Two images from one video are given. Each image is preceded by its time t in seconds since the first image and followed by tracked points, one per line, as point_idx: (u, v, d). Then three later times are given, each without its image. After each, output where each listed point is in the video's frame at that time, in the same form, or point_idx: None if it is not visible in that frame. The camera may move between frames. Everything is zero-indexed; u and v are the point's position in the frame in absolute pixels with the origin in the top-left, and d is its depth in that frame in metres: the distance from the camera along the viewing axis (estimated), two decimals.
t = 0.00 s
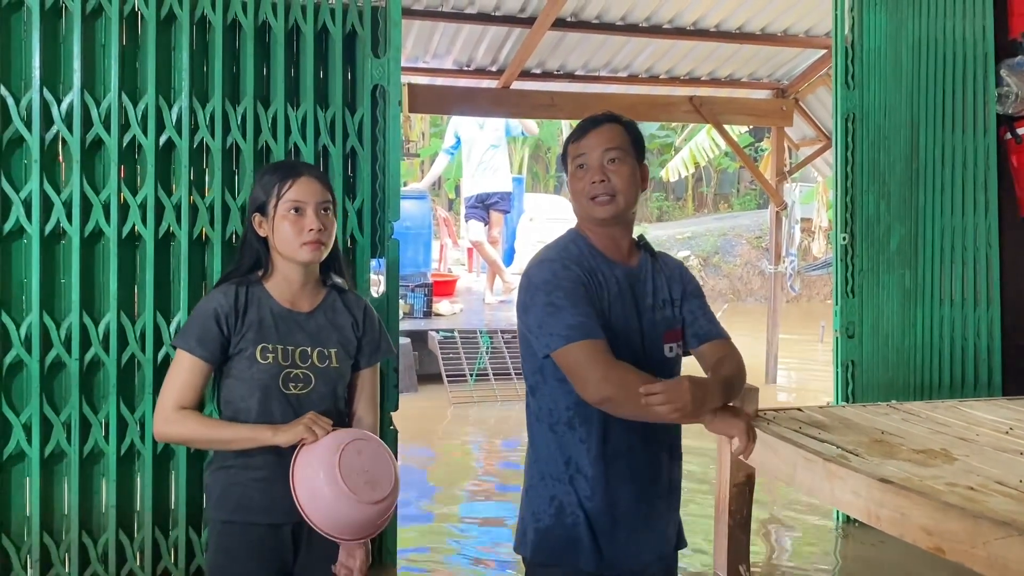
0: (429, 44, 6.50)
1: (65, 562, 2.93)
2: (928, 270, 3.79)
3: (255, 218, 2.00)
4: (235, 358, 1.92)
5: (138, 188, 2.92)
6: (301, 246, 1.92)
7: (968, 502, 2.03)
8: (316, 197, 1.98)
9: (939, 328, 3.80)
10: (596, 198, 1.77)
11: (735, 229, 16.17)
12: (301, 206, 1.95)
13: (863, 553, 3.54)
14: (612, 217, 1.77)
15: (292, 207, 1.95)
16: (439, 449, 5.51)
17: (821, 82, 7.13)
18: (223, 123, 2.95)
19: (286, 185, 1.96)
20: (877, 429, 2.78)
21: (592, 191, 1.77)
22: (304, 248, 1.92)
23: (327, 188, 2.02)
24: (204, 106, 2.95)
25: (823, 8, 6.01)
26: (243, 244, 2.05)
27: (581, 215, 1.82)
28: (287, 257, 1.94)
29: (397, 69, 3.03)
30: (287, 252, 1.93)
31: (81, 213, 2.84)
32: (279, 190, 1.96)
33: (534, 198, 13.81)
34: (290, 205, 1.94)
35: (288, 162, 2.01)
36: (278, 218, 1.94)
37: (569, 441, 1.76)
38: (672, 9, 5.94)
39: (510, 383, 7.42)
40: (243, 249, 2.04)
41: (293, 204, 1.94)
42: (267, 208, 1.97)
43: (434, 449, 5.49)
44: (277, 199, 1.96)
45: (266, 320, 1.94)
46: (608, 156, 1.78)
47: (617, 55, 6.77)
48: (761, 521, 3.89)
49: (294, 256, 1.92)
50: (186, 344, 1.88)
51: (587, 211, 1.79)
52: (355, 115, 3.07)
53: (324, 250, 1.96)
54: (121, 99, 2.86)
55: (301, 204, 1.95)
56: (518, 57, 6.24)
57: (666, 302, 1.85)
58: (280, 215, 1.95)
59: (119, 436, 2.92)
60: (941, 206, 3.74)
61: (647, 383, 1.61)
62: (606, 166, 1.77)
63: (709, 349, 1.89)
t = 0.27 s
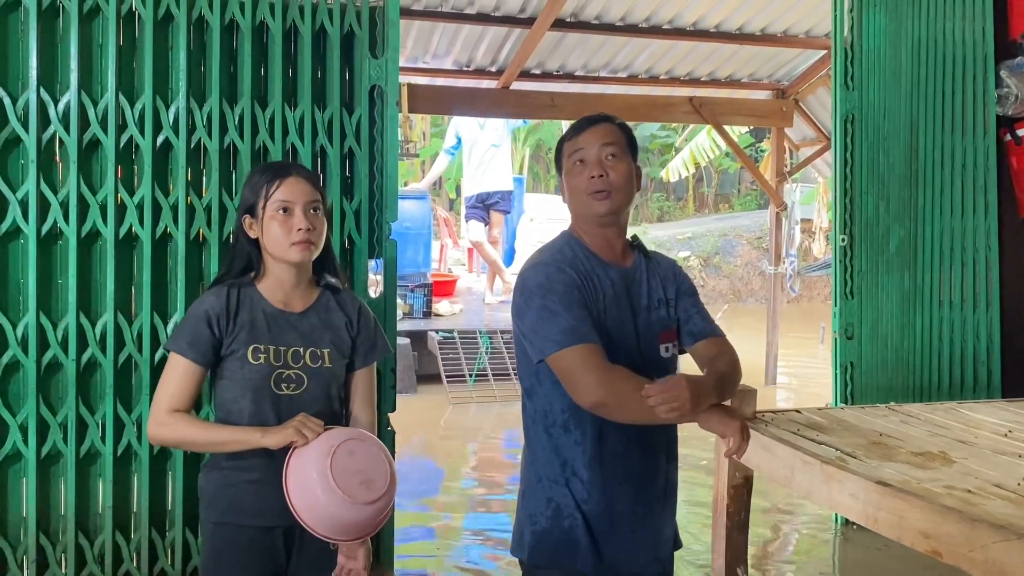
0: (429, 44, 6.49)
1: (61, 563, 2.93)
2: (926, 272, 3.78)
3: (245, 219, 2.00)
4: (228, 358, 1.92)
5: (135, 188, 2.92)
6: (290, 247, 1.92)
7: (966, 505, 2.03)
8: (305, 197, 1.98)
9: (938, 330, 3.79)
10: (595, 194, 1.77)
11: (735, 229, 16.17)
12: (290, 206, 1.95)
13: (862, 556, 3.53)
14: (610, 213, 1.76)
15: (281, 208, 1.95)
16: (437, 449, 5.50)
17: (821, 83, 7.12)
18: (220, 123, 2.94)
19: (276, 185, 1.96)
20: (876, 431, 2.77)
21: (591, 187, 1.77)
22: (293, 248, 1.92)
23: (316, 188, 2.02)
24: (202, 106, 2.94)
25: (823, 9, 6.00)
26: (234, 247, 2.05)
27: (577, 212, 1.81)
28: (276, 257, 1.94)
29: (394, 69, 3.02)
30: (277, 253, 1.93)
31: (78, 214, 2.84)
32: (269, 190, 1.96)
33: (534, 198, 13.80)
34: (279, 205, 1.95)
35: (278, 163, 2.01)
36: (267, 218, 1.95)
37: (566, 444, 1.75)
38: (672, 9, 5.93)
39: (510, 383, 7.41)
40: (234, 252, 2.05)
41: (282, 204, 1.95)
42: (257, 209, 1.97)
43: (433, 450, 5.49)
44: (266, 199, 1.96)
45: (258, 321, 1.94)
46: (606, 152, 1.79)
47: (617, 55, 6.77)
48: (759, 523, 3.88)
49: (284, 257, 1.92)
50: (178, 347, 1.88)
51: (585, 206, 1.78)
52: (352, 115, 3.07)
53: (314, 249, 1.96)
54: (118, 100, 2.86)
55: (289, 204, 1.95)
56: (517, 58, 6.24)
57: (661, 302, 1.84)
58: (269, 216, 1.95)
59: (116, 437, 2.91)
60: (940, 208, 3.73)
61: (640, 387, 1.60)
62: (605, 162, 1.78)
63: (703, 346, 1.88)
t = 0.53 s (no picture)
0: (428, 43, 6.49)
1: (57, 563, 2.93)
2: (925, 272, 3.77)
3: (240, 219, 2.00)
4: (221, 357, 1.92)
5: (132, 187, 2.92)
6: (282, 246, 1.92)
7: (963, 507, 2.02)
8: (298, 196, 1.97)
9: (936, 330, 3.78)
10: (592, 193, 1.76)
11: (734, 229, 16.18)
12: (283, 205, 1.95)
13: (860, 557, 3.52)
14: (607, 212, 1.76)
15: (274, 207, 1.94)
16: (436, 449, 5.49)
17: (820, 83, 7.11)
18: (217, 122, 2.93)
19: (269, 184, 1.96)
20: (874, 432, 2.77)
21: (588, 185, 1.76)
22: (285, 247, 1.92)
23: (310, 187, 2.02)
24: (199, 105, 2.94)
25: (823, 8, 6.00)
26: (228, 246, 2.06)
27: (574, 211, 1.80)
28: (269, 257, 1.94)
29: (392, 69, 3.02)
30: (269, 252, 1.93)
31: (75, 213, 2.83)
32: (262, 190, 1.96)
33: (533, 197, 13.79)
34: (271, 204, 1.94)
35: (271, 162, 2.01)
36: (260, 218, 1.94)
37: (565, 446, 1.75)
38: (671, 9, 5.93)
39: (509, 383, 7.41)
40: (229, 251, 2.05)
41: (274, 204, 1.94)
42: (250, 208, 1.97)
43: (431, 449, 5.48)
44: (260, 198, 1.96)
45: (252, 320, 1.94)
46: (603, 151, 1.78)
47: (616, 55, 6.76)
48: (757, 524, 3.88)
49: (276, 256, 1.92)
50: (171, 347, 1.88)
51: (582, 204, 1.77)
52: (350, 114, 3.06)
53: (307, 249, 1.95)
54: (115, 98, 2.85)
55: (282, 203, 1.95)
56: (516, 57, 6.23)
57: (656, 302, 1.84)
58: (262, 215, 1.95)
59: (112, 436, 2.91)
60: (939, 207, 3.73)
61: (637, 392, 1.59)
62: (602, 160, 1.77)
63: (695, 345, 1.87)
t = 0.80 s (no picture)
0: (426, 40, 6.48)
1: (52, 560, 2.92)
2: (923, 271, 3.77)
3: (235, 214, 2.00)
4: (216, 353, 1.90)
5: (129, 183, 2.90)
6: (275, 242, 1.91)
7: (960, 505, 2.01)
8: (292, 192, 1.96)
9: (933, 329, 3.78)
10: (584, 191, 1.76)
11: (733, 228, 16.19)
12: (276, 201, 1.94)
13: (857, 556, 3.52)
14: (599, 211, 1.75)
15: (268, 202, 1.94)
16: (434, 447, 5.49)
17: (820, 81, 7.11)
18: (214, 118, 2.92)
19: (264, 180, 1.95)
20: (872, 430, 2.76)
21: (580, 184, 1.75)
22: (279, 243, 1.91)
23: (305, 183, 2.01)
24: (196, 101, 2.93)
25: (822, 6, 5.99)
26: (223, 243, 2.06)
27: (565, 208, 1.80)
28: (263, 252, 1.93)
29: (389, 65, 3.01)
30: (263, 248, 1.92)
31: (70, 209, 2.82)
32: (256, 185, 1.95)
33: (532, 196, 13.79)
34: (266, 200, 1.93)
35: (267, 157, 2.00)
36: (254, 213, 1.94)
37: (563, 445, 1.74)
38: (670, 7, 5.92)
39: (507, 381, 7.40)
40: (223, 247, 2.05)
41: (268, 199, 1.94)
42: (245, 204, 1.96)
43: (429, 448, 5.48)
44: (254, 193, 1.95)
45: (247, 316, 1.93)
46: (596, 149, 1.78)
47: (615, 53, 6.75)
48: (755, 523, 3.87)
49: (269, 253, 1.91)
50: (169, 346, 1.87)
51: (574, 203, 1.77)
52: (347, 111, 3.04)
53: (301, 244, 1.94)
54: (111, 94, 2.84)
55: (276, 199, 1.94)
56: (515, 54, 6.22)
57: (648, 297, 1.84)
58: (256, 210, 1.94)
59: (108, 433, 2.90)
60: (937, 206, 3.73)
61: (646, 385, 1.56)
62: (594, 159, 1.77)
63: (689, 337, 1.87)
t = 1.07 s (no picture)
0: (425, 36, 6.46)
1: (48, 556, 2.91)
2: (923, 268, 3.76)
3: (229, 209, 1.99)
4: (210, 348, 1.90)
5: (125, 178, 2.89)
6: (268, 239, 1.90)
7: (959, 503, 2.01)
8: (286, 188, 1.95)
9: (933, 327, 3.78)
10: (573, 190, 1.75)
11: (732, 225, 16.19)
12: (270, 197, 1.93)
13: (855, 555, 3.52)
14: (588, 210, 1.74)
15: (262, 198, 1.93)
16: (432, 444, 5.49)
17: (819, 78, 7.10)
18: (212, 113, 2.91)
19: (258, 175, 1.94)
20: (870, 428, 2.76)
21: (569, 183, 1.74)
22: (272, 240, 1.90)
23: (300, 179, 2.00)
24: (193, 95, 2.91)
25: (822, 3, 5.98)
26: (218, 238, 2.05)
27: (555, 207, 1.79)
28: (256, 248, 1.93)
29: (388, 60, 2.99)
30: (257, 244, 1.91)
31: (67, 204, 2.81)
32: (251, 180, 1.94)
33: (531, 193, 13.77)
34: (259, 196, 1.93)
35: (261, 153, 1.99)
36: (248, 209, 1.93)
37: (560, 444, 1.73)
38: (669, 3, 5.90)
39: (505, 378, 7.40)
40: (218, 243, 2.04)
41: (262, 195, 1.93)
42: (239, 199, 1.96)
43: (427, 444, 5.47)
44: (248, 189, 1.94)
45: (242, 311, 1.92)
46: (585, 148, 1.76)
47: (615, 49, 6.74)
48: (753, 521, 3.87)
49: (262, 249, 1.90)
50: (165, 343, 1.86)
51: (562, 202, 1.76)
52: (345, 106, 3.03)
53: (294, 241, 1.93)
54: (108, 89, 2.83)
55: (270, 194, 1.93)
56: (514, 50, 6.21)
57: (644, 293, 1.84)
58: (250, 205, 1.93)
59: (105, 429, 2.89)
60: (937, 203, 3.73)
61: (637, 388, 1.54)
62: (583, 158, 1.75)
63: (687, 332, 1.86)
